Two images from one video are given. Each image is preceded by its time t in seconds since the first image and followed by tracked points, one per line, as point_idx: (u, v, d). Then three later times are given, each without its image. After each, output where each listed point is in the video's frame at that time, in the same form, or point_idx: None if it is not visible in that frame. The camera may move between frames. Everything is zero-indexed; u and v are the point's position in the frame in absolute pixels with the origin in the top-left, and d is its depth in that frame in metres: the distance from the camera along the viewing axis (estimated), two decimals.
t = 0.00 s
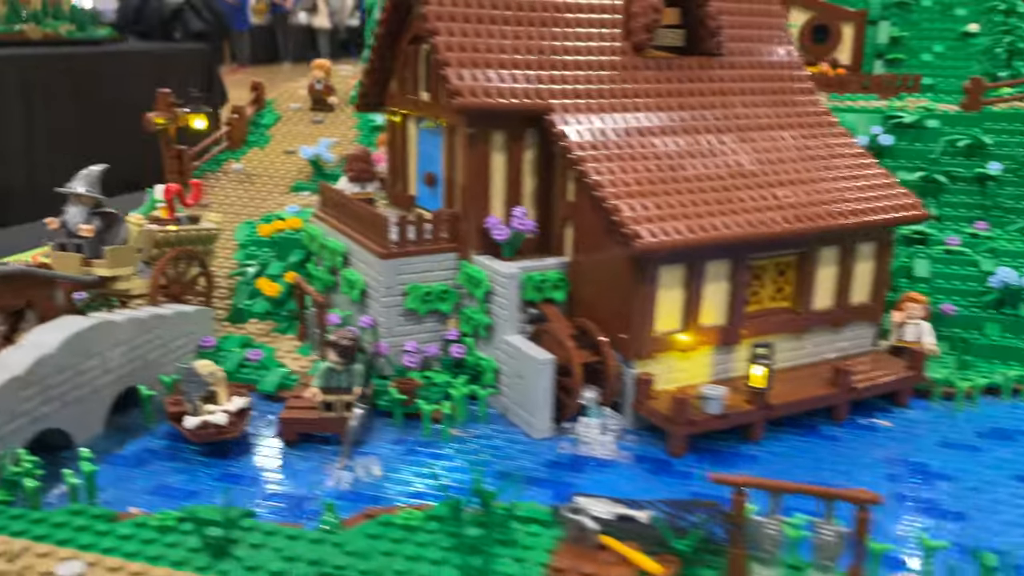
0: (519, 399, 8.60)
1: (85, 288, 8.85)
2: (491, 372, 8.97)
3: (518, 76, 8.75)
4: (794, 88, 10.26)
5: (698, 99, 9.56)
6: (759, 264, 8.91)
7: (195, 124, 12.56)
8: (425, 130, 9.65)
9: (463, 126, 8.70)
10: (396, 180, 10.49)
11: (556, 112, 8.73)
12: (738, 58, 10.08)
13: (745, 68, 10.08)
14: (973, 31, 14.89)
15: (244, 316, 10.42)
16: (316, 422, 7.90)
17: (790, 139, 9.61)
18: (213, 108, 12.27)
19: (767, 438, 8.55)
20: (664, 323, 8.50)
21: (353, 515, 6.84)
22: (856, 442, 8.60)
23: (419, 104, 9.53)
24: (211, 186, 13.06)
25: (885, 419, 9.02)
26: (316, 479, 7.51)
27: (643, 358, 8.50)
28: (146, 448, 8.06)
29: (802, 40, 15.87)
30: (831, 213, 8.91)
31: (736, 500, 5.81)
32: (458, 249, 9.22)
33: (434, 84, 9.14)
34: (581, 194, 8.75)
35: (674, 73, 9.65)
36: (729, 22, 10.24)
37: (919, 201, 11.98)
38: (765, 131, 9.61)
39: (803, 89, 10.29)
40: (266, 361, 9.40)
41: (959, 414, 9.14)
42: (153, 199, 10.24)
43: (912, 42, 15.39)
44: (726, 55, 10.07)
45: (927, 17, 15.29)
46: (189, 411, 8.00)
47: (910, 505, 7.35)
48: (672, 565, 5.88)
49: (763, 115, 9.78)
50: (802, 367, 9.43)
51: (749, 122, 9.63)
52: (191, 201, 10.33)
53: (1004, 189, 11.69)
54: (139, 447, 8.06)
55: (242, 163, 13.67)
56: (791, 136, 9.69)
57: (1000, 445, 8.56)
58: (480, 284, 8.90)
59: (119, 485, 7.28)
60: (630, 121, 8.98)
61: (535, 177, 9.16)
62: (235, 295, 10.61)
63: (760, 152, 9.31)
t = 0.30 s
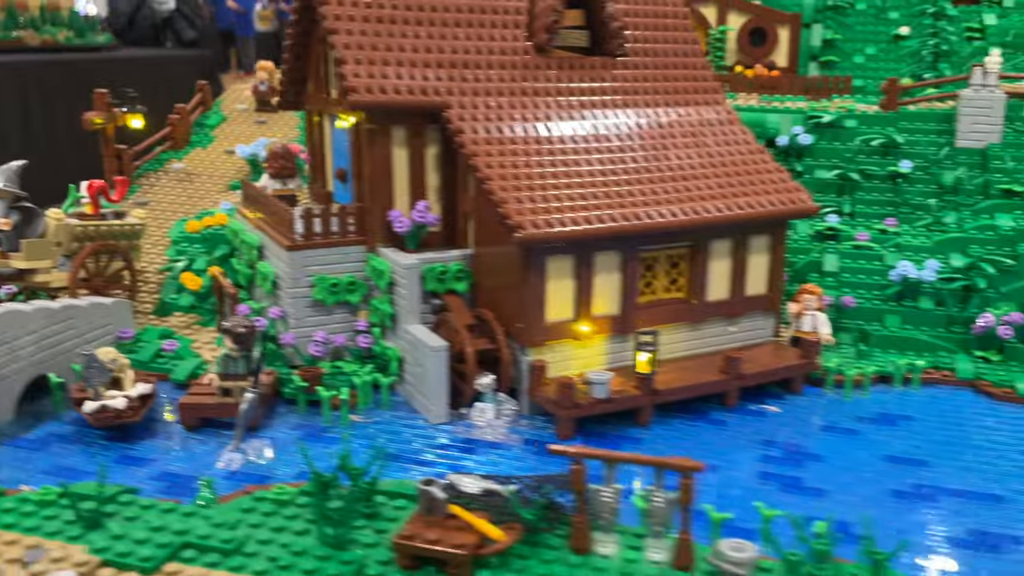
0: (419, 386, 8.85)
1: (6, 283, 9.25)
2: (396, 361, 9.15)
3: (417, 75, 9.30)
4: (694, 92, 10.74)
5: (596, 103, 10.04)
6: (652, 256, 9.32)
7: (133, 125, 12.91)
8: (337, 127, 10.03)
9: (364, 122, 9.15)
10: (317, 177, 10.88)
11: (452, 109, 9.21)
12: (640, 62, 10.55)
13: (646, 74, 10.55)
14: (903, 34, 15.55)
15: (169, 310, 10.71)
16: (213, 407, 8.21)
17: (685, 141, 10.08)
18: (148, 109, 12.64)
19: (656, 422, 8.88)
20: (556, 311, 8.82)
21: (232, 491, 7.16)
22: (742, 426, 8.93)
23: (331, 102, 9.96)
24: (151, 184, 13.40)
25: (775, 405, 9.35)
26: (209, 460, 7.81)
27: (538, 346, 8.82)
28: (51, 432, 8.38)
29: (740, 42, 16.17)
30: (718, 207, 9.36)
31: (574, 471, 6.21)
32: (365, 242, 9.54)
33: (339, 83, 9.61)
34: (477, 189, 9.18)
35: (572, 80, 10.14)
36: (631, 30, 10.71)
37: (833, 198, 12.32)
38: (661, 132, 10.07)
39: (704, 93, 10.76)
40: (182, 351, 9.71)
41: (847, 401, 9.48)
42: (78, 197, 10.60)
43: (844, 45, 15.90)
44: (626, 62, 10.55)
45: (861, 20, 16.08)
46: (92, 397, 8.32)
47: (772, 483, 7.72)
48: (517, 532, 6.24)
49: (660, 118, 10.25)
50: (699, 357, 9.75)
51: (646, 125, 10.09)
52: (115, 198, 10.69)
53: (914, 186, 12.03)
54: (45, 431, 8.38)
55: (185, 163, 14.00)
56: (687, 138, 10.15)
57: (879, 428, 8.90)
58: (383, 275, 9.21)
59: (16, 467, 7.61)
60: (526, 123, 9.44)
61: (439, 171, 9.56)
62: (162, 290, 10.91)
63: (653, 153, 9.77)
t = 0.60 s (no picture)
0: (337, 379, 9.10)
1: None
2: (317, 354, 9.41)
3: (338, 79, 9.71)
4: (618, 98, 11.13)
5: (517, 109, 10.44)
6: (567, 253, 9.65)
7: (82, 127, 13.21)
8: (267, 130, 10.41)
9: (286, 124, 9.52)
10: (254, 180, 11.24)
11: (370, 111, 9.60)
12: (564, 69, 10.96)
13: (568, 81, 10.97)
14: (846, 39, 15.86)
15: (108, 307, 10.95)
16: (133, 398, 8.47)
17: (604, 144, 10.46)
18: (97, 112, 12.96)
19: (567, 412, 9.16)
20: (469, 305, 9.12)
21: (138, 477, 7.43)
22: (651, 416, 9.21)
23: (260, 106, 10.34)
24: (102, 186, 13.72)
25: (686, 396, 9.65)
26: (125, 447, 8.08)
27: (452, 339, 9.08)
28: None
29: (689, 47, 16.46)
30: (629, 207, 9.74)
31: (453, 455, 6.47)
32: (290, 240, 9.85)
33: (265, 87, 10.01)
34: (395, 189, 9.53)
35: (495, 87, 10.55)
36: (553, 42, 11.16)
37: (765, 200, 12.70)
38: (580, 136, 10.47)
39: (627, 99, 11.16)
40: (115, 346, 9.98)
41: (757, 394, 9.78)
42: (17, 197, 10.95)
43: (788, 50, 16.18)
44: (548, 71, 10.99)
45: (805, 26, 16.38)
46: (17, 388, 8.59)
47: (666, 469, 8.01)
48: (399, 512, 6.52)
49: (581, 123, 10.65)
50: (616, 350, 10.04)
51: (566, 129, 10.48)
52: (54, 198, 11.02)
53: (840, 186, 12.33)
54: None
55: (137, 166, 14.31)
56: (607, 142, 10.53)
57: (783, 419, 9.19)
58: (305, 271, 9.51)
59: None
60: (446, 127, 9.82)
61: (362, 171, 9.95)
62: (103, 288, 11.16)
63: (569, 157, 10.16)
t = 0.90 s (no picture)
0: (265, 374, 9.41)
1: None
2: (249, 350, 9.74)
3: (272, 84, 10.02)
4: (554, 102, 11.42)
5: (450, 114, 10.72)
6: (493, 252, 9.95)
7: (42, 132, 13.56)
8: (209, 135, 10.75)
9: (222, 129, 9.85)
10: (201, 183, 11.59)
11: (303, 115, 9.91)
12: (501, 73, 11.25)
13: (503, 87, 11.24)
14: (796, 47, 16.18)
15: (57, 305, 11.30)
16: (64, 392, 8.80)
17: (536, 147, 10.76)
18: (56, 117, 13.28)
19: (488, 406, 9.49)
20: (394, 304, 9.41)
21: (56, 465, 7.76)
22: (570, 411, 9.56)
23: (201, 112, 10.70)
24: (62, 190, 14.06)
25: (606, 392, 9.99)
26: (53, 437, 8.40)
27: (376, 336, 9.38)
28: None
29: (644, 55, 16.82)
30: (553, 208, 10.04)
31: (348, 442, 6.75)
32: (226, 240, 10.19)
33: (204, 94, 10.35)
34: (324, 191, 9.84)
35: (429, 92, 10.82)
36: (490, 49, 11.41)
37: (703, 203, 13.06)
38: (511, 141, 10.76)
39: (563, 102, 11.44)
40: (58, 343, 10.32)
41: (676, 388, 10.16)
42: None
43: (740, 58, 16.53)
44: (484, 76, 11.24)
45: (757, 35, 16.71)
46: None
47: (572, 461, 8.32)
48: (295, 497, 6.82)
49: (513, 127, 10.93)
50: (543, 346, 10.36)
51: (498, 134, 10.77)
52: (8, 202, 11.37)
53: (775, 190, 12.68)
54: None
55: (97, 171, 14.66)
56: (537, 146, 10.83)
57: (697, 413, 9.57)
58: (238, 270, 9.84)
59: None
60: (376, 130, 10.12)
61: (297, 174, 10.30)
62: (53, 287, 11.51)
63: (498, 160, 10.46)
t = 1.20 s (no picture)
0: (201, 370, 9.76)
1: None
2: (188, 348, 10.09)
3: (214, 91, 10.35)
4: (496, 108, 11.72)
5: (390, 120, 10.99)
6: (427, 254, 10.24)
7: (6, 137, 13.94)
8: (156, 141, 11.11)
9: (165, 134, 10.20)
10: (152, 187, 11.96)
11: (243, 121, 10.24)
12: (444, 80, 11.56)
13: (445, 93, 11.49)
14: (750, 55, 16.48)
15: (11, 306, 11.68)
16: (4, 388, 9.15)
17: (474, 152, 11.07)
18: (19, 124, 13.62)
19: (418, 402, 9.83)
20: (327, 303, 9.74)
21: None
22: (497, 407, 9.89)
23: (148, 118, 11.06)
24: (27, 193, 14.45)
25: (536, 389, 10.34)
26: None
27: (309, 334, 9.70)
28: None
29: (603, 63, 17.19)
30: (486, 212, 10.35)
31: (254, 434, 7.06)
32: (170, 242, 10.55)
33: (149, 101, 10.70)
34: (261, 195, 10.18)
35: (369, 99, 11.10)
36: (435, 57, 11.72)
37: (648, 207, 13.41)
38: (450, 146, 11.03)
39: (506, 108, 11.74)
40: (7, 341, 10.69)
41: (604, 384, 10.53)
42: None
43: (695, 66, 16.71)
44: (427, 83, 11.48)
45: (713, 44, 17.05)
46: None
47: (488, 455, 8.64)
48: (206, 487, 7.16)
49: (453, 133, 11.20)
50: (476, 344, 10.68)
51: (437, 140, 11.04)
52: None
53: (715, 195, 13.06)
54: None
55: (61, 176, 15.04)
56: (475, 152, 11.10)
57: (620, 408, 9.93)
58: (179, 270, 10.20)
59: None
60: (315, 137, 10.43)
61: (238, 178, 10.65)
62: (8, 288, 11.89)
63: (435, 165, 10.74)
